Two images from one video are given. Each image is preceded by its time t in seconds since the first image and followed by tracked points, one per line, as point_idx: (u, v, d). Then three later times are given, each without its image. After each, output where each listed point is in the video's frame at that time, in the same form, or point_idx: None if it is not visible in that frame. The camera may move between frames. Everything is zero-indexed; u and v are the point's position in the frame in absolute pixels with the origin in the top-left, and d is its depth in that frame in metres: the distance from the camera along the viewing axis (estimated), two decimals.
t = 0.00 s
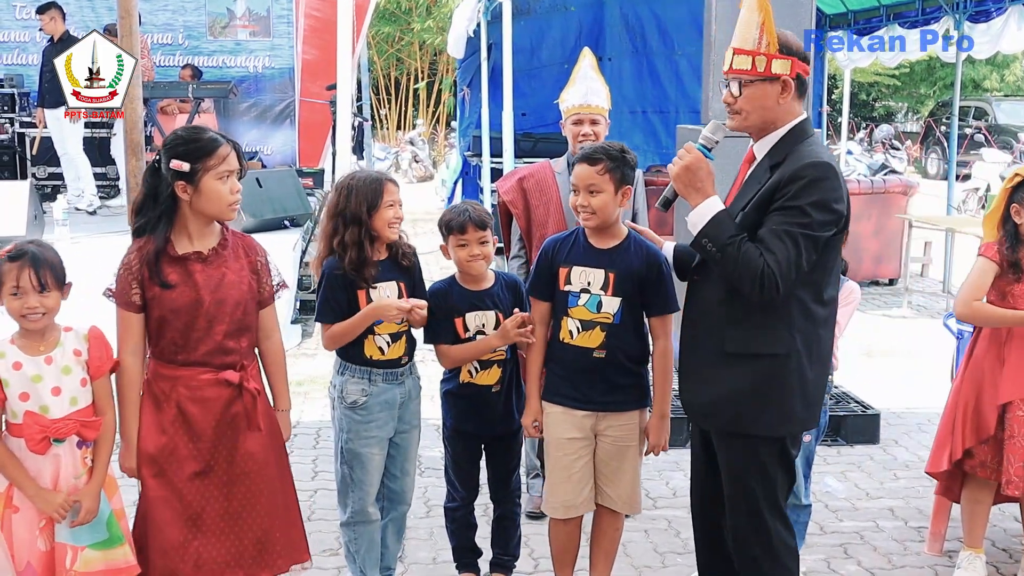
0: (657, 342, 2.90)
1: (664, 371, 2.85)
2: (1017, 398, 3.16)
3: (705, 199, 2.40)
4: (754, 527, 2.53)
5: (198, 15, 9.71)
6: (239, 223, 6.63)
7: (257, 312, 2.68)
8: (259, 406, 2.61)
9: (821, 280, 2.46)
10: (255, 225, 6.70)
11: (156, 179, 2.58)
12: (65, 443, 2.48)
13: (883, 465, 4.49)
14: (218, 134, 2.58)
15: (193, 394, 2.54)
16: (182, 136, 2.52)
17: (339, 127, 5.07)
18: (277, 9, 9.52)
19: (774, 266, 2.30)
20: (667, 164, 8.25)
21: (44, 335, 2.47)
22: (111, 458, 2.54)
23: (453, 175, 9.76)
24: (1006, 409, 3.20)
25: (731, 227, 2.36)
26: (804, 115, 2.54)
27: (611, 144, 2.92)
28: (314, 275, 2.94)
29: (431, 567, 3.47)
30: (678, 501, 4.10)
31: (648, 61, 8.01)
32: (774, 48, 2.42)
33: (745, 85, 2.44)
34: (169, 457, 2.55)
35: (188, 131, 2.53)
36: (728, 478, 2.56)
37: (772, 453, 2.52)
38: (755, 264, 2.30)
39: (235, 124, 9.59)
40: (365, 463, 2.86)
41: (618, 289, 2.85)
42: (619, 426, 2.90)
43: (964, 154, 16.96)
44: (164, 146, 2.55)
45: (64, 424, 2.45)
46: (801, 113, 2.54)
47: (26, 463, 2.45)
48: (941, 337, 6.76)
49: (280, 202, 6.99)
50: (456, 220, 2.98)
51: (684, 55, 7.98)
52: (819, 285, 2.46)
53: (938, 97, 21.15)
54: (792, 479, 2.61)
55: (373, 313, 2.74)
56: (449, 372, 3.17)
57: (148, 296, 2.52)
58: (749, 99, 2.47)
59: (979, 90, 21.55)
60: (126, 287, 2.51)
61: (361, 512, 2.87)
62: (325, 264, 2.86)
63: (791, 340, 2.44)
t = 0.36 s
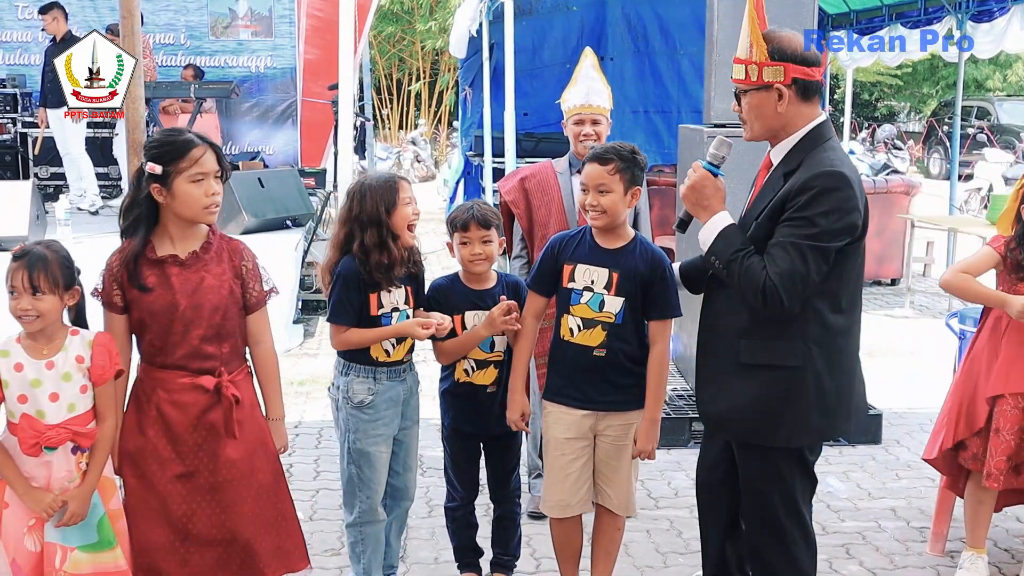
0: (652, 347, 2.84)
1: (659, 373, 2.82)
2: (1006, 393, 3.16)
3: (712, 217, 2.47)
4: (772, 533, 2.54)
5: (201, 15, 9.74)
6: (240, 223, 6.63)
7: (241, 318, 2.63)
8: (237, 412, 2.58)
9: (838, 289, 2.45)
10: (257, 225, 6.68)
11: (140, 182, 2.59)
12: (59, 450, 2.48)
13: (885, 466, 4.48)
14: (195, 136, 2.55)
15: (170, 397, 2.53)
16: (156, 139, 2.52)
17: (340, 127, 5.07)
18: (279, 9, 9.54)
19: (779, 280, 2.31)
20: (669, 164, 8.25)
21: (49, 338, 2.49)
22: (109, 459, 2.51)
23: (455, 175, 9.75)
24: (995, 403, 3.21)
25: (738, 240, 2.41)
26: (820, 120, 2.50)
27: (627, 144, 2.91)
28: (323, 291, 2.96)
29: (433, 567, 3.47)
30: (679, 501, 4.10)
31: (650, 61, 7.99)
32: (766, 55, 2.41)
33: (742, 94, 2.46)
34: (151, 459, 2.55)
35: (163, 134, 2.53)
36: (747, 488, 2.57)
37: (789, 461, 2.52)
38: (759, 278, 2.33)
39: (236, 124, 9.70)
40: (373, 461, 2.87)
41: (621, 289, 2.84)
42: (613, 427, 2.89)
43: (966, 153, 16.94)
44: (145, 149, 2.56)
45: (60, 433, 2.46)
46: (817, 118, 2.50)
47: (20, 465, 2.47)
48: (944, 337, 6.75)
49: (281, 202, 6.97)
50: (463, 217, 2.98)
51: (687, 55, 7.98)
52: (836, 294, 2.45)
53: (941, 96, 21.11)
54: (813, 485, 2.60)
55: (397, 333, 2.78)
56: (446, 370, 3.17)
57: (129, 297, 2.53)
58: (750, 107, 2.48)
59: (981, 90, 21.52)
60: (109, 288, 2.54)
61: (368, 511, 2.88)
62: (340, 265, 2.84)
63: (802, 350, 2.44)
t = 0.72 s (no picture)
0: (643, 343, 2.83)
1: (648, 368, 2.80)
2: (996, 391, 3.19)
3: (722, 229, 2.48)
4: (785, 539, 2.53)
5: (202, 16, 9.72)
6: (243, 224, 6.58)
7: (248, 322, 2.60)
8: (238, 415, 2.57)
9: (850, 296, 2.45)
10: (259, 225, 6.64)
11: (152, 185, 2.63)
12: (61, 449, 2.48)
13: (888, 466, 4.48)
14: (186, 137, 2.52)
15: (173, 396, 2.52)
16: (151, 141, 2.55)
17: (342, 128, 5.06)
18: (281, 9, 9.58)
19: (792, 292, 2.31)
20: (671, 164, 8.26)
21: (53, 337, 2.49)
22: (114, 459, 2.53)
23: (457, 175, 9.75)
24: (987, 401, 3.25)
25: (749, 253, 2.42)
26: (821, 125, 2.49)
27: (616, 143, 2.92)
28: (332, 299, 2.97)
29: (436, 567, 3.47)
30: (682, 501, 4.10)
31: (652, 62, 8.04)
32: (766, 61, 2.41)
33: (743, 98, 2.46)
34: (151, 458, 2.54)
35: (158, 135, 2.55)
36: (758, 493, 2.56)
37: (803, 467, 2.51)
38: (771, 290, 2.33)
39: (238, 125, 9.75)
40: (373, 459, 2.87)
41: (608, 286, 2.85)
42: (603, 428, 2.89)
43: (969, 154, 16.95)
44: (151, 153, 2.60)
45: (61, 431, 2.46)
46: (817, 122, 2.49)
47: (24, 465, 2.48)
48: (947, 338, 6.75)
49: (284, 202, 6.97)
50: (465, 218, 2.99)
51: (689, 56, 8.05)
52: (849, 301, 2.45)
53: (944, 97, 21.11)
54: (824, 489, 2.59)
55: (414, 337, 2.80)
56: (443, 369, 3.17)
57: (137, 294, 2.53)
58: (750, 111, 2.48)
59: (984, 90, 21.52)
60: (120, 285, 2.55)
61: (368, 510, 2.88)
62: (356, 273, 2.83)
63: (816, 357, 2.44)
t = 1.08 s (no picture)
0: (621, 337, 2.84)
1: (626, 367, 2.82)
2: (1008, 394, 3.16)
3: (720, 219, 2.45)
4: (779, 534, 2.53)
5: (204, 17, 9.71)
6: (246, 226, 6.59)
7: (278, 319, 2.63)
8: (270, 408, 2.59)
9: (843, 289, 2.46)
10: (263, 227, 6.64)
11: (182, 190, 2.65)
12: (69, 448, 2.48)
13: (892, 468, 4.47)
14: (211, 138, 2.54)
15: (206, 394, 2.53)
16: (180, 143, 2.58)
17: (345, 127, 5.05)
18: (283, 11, 9.53)
19: (794, 283, 2.30)
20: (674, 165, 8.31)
21: (59, 337, 2.48)
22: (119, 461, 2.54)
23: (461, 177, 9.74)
24: (997, 403, 3.22)
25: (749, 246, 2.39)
26: (815, 122, 2.51)
27: (597, 143, 2.96)
28: (336, 301, 2.97)
29: (439, 567, 3.46)
30: (686, 502, 4.09)
31: (655, 63, 8.02)
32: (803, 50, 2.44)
33: (771, 82, 2.43)
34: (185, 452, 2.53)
35: (186, 138, 2.58)
36: (751, 488, 2.56)
37: (796, 461, 2.51)
38: (773, 282, 2.32)
39: (241, 125, 9.75)
40: (378, 458, 2.86)
41: (583, 282, 2.88)
42: (581, 426, 2.89)
43: (971, 155, 16.96)
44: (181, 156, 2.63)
45: (69, 431, 2.46)
46: (813, 118, 2.52)
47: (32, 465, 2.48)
48: (950, 339, 6.74)
49: (287, 204, 6.96)
50: (466, 219, 2.98)
51: (691, 56, 8.02)
52: (841, 295, 2.46)
53: (947, 98, 21.09)
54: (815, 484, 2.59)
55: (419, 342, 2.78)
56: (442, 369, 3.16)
57: (167, 293, 2.53)
58: (770, 97, 2.45)
59: (987, 91, 21.51)
60: (147, 286, 2.55)
61: (373, 509, 2.87)
62: (361, 274, 2.83)
63: (811, 350, 2.44)
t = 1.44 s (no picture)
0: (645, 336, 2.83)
1: (649, 371, 2.79)
2: None
3: (750, 213, 2.39)
4: (809, 531, 2.48)
5: (248, 19, 9.82)
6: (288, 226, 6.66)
7: (326, 318, 2.64)
8: (318, 404, 2.61)
9: (871, 282, 2.42)
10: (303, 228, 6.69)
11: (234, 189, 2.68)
12: (121, 445, 2.52)
13: (935, 471, 4.42)
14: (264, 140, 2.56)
15: (254, 391, 2.55)
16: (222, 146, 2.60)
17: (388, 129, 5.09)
18: (325, 12, 9.60)
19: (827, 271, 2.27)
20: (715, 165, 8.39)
21: (106, 336, 2.52)
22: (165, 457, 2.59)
23: (499, 177, 9.76)
24: None
25: (780, 235, 2.35)
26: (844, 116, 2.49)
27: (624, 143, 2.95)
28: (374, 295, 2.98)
29: (478, 568, 3.47)
30: (725, 504, 4.07)
31: (696, 63, 8.14)
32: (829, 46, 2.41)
33: (800, 80, 2.41)
34: (236, 448, 2.56)
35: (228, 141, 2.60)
36: (779, 485, 2.50)
37: (826, 457, 2.46)
38: (806, 270, 2.28)
39: (283, 126, 9.81)
40: (410, 455, 2.87)
41: (611, 282, 2.88)
42: (607, 424, 2.88)
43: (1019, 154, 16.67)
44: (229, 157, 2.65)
45: (121, 427, 2.50)
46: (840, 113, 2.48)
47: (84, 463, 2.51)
48: (997, 341, 6.63)
49: (328, 205, 7.02)
50: (499, 220, 2.99)
51: (733, 56, 8.10)
52: (870, 288, 2.43)
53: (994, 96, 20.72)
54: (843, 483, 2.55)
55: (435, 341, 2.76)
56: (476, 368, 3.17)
57: (217, 291, 2.55)
58: (798, 95, 2.43)
59: None
60: (197, 286, 2.56)
61: (407, 507, 2.89)
62: (403, 270, 2.84)
63: (842, 343, 2.39)
